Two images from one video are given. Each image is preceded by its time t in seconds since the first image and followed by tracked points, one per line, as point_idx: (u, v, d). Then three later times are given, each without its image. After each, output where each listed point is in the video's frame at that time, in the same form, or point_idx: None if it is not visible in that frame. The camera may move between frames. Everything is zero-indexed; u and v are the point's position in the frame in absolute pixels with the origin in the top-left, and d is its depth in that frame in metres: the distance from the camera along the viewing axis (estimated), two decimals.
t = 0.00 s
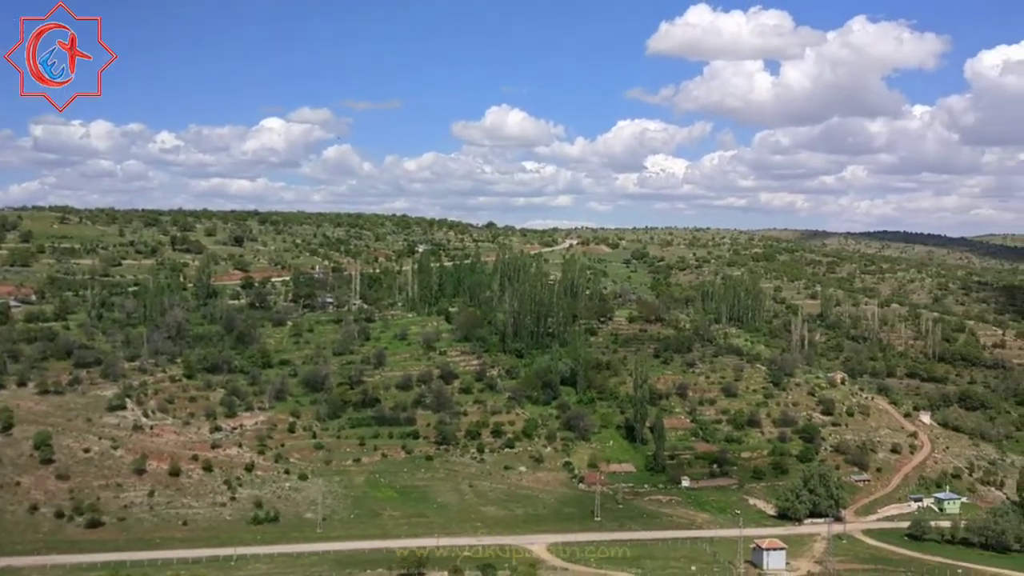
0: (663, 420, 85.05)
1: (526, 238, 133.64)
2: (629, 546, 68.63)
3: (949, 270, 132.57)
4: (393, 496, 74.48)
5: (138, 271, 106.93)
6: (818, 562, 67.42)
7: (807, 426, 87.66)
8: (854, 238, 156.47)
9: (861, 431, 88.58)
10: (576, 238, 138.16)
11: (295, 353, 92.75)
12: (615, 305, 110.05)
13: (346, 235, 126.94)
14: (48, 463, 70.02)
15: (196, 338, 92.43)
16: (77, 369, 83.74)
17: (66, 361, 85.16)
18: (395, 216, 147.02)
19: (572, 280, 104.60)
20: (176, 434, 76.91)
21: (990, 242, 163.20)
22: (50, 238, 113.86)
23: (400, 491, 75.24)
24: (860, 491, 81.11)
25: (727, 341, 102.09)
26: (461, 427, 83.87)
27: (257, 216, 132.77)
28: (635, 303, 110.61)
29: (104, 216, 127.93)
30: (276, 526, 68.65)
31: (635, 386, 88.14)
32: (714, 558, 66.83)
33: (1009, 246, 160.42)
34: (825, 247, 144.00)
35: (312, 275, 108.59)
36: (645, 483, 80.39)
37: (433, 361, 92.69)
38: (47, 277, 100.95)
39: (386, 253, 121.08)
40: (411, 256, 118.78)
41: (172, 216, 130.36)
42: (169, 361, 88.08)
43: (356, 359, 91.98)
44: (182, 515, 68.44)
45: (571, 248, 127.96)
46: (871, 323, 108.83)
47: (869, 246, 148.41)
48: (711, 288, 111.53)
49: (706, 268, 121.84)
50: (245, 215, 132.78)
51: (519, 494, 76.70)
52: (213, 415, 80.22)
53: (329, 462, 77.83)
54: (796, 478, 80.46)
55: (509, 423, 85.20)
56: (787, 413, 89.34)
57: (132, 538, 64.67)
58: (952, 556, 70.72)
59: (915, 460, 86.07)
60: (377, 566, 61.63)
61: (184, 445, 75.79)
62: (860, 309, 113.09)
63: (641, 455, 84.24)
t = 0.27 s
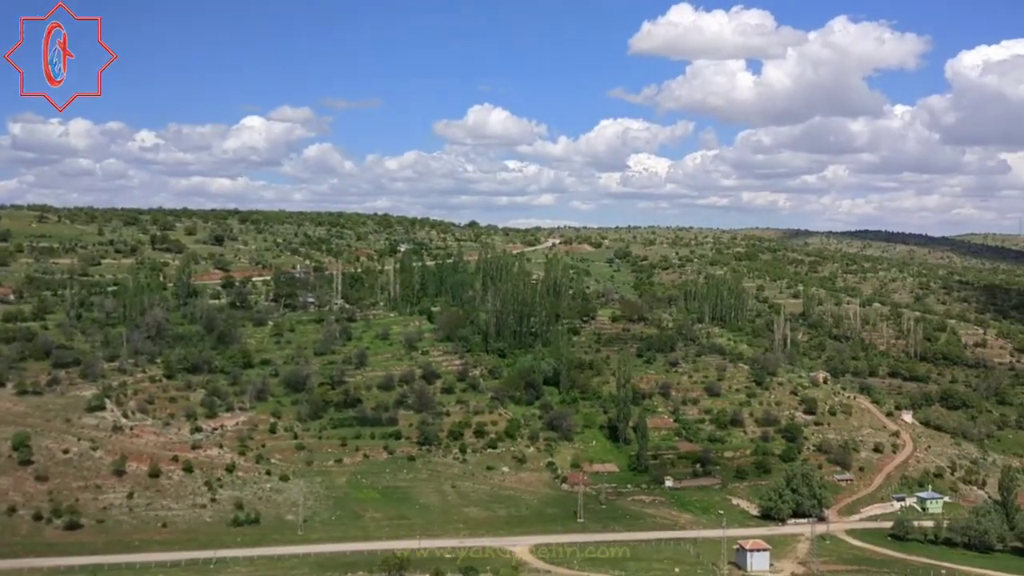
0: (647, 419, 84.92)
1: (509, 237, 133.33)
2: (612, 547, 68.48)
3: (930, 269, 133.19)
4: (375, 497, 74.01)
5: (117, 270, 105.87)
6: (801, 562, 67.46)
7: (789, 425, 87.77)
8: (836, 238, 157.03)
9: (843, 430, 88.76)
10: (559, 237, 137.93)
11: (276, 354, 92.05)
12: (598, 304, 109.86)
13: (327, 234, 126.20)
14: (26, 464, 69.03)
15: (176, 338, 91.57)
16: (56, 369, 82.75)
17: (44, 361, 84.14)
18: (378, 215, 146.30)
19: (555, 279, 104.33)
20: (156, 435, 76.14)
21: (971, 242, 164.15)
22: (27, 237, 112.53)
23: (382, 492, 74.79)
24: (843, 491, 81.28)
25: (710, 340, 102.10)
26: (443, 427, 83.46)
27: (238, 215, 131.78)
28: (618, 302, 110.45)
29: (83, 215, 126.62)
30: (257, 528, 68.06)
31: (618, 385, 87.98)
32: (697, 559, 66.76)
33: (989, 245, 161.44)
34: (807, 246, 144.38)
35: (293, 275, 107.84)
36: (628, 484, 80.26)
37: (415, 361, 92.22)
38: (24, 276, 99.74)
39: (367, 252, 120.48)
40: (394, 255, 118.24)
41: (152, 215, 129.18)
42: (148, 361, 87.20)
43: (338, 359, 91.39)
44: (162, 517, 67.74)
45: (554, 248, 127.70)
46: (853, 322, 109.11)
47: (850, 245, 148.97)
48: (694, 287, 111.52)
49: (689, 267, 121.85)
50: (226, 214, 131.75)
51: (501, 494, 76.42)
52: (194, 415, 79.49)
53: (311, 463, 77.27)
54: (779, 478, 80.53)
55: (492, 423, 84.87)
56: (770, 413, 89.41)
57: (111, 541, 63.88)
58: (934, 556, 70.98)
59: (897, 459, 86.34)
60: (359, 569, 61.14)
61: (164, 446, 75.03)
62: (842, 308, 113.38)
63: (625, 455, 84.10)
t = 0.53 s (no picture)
0: (642, 419, 84.98)
1: (505, 237, 133.38)
2: (608, 547, 68.54)
3: (926, 269, 133.41)
4: (371, 497, 74.02)
5: (113, 271, 105.80)
6: (797, 562, 67.55)
7: (785, 425, 87.88)
8: (831, 237, 157.24)
9: (839, 430, 88.90)
10: (555, 237, 137.98)
11: (272, 354, 92.03)
12: (594, 305, 109.92)
13: (323, 234, 126.17)
14: (21, 465, 68.96)
15: (172, 338, 91.53)
16: (51, 370, 82.69)
17: (39, 362, 84.06)
18: (373, 215, 146.24)
19: (551, 279, 104.38)
20: (152, 435, 76.10)
21: (966, 241, 164.49)
22: (23, 237, 112.42)
23: (377, 492, 74.81)
24: (838, 491, 81.40)
25: (706, 340, 102.19)
26: (439, 427, 83.50)
27: (233, 215, 131.72)
28: (614, 303, 110.51)
29: (78, 215, 126.50)
30: (253, 529, 68.04)
31: (614, 385, 88.07)
32: (692, 559, 66.79)
33: (984, 245, 161.80)
34: (802, 246, 144.53)
35: (288, 275, 107.81)
36: (624, 484, 80.34)
37: (411, 362, 92.23)
38: (20, 277, 99.67)
39: (363, 252, 120.48)
40: (389, 256, 118.24)
41: (148, 216, 129.06)
42: (144, 362, 87.17)
43: (334, 359, 91.39)
44: (158, 517, 67.71)
45: (550, 248, 127.73)
46: (848, 322, 109.23)
47: (845, 245, 149.15)
48: (690, 287, 111.62)
49: (685, 267, 121.95)
50: (222, 214, 131.69)
51: (497, 494, 76.48)
52: (189, 416, 79.46)
53: (307, 463, 77.27)
54: (774, 478, 80.64)
55: (488, 423, 84.91)
56: (765, 413, 89.52)
57: (107, 541, 63.84)
58: (929, 555, 71.14)
59: (892, 459, 86.47)
60: (354, 569, 61.12)
61: (159, 446, 74.99)
62: (838, 308, 113.52)
63: (620, 455, 84.18)
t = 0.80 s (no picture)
0: (642, 419, 84.98)
1: (505, 237, 133.37)
2: (608, 547, 68.55)
3: (925, 269, 133.42)
4: (371, 497, 74.03)
5: (113, 271, 105.80)
6: (797, 561, 67.57)
7: (785, 425, 87.87)
8: (831, 237, 157.21)
9: (839, 430, 88.91)
10: (555, 237, 137.97)
11: (272, 354, 92.02)
12: (594, 305, 109.88)
13: (323, 234, 126.15)
14: (21, 465, 68.94)
15: (172, 338, 91.52)
16: (51, 370, 82.69)
17: (39, 362, 84.05)
18: (373, 215, 146.19)
19: (551, 279, 104.33)
20: (152, 435, 76.11)
21: (966, 241, 164.50)
22: (23, 237, 112.42)
23: (377, 492, 74.83)
24: (838, 490, 81.44)
25: (706, 340, 102.15)
26: (439, 427, 83.50)
27: (233, 215, 131.69)
28: (614, 303, 110.46)
29: (78, 215, 126.48)
30: (252, 529, 68.04)
31: (614, 385, 88.07)
32: (692, 559, 66.80)
33: (984, 245, 161.85)
34: (802, 246, 144.51)
35: (288, 275, 107.77)
36: (624, 483, 80.36)
37: (411, 362, 92.20)
38: (20, 277, 99.66)
39: (363, 252, 120.47)
40: (389, 255, 118.22)
41: (148, 216, 129.03)
42: (144, 362, 87.17)
43: (334, 359, 91.38)
44: (158, 517, 67.72)
45: (550, 248, 127.70)
46: (848, 322, 109.18)
47: (845, 245, 149.13)
48: (690, 287, 111.59)
49: (685, 267, 121.93)
50: (222, 214, 131.67)
51: (497, 494, 76.51)
52: (189, 416, 79.47)
53: (307, 463, 77.28)
54: (774, 478, 80.66)
55: (487, 423, 84.91)
56: (765, 413, 89.52)
57: (107, 541, 63.84)
58: (929, 555, 71.14)
59: (892, 459, 86.47)
60: (354, 569, 61.13)
61: (159, 446, 75.00)
62: (838, 308, 113.49)
63: (620, 455, 84.19)
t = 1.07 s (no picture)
0: (640, 419, 84.48)
1: (501, 237, 132.65)
2: (606, 547, 67.92)
3: (921, 270, 133.28)
4: (366, 498, 73.26)
5: (104, 270, 104.74)
6: (795, 561, 67.10)
7: (782, 425, 87.47)
8: (828, 238, 156.97)
9: (837, 430, 88.54)
10: (552, 237, 137.32)
11: (266, 354, 91.12)
12: (591, 304, 109.20)
13: (317, 233, 125.21)
14: (12, 465, 67.94)
15: (165, 338, 90.54)
16: (42, 369, 81.64)
17: (30, 361, 83.00)
18: (368, 215, 145.25)
19: (549, 278, 103.59)
20: (144, 436, 75.18)
21: (961, 242, 164.55)
22: (14, 236, 111.24)
23: (373, 493, 74.05)
24: (835, 490, 81.11)
25: (704, 340, 101.63)
26: (435, 427, 82.73)
27: (227, 214, 130.66)
28: (612, 302, 109.83)
29: (70, 214, 125.32)
30: (247, 530, 67.19)
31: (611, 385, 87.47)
32: (691, 559, 66.23)
33: (979, 245, 161.95)
34: (799, 246, 144.21)
35: (282, 274, 106.82)
36: (622, 483, 79.78)
37: (407, 361, 91.38)
38: (11, 276, 98.54)
39: (358, 251, 119.56)
40: (385, 255, 117.35)
41: (140, 215, 127.92)
42: (137, 361, 86.20)
43: (329, 359, 90.54)
44: (150, 518, 66.81)
45: (546, 248, 127.03)
46: (846, 322, 108.86)
47: (842, 245, 148.91)
48: (687, 287, 111.08)
49: (682, 267, 121.45)
50: (215, 213, 130.63)
51: (494, 495, 75.83)
52: (182, 416, 78.57)
53: (301, 464, 76.44)
54: (772, 478, 80.23)
55: (484, 423, 84.19)
56: (763, 413, 89.10)
57: (99, 542, 62.90)
58: (928, 555, 70.78)
59: (889, 459, 86.18)
60: (350, 569, 60.33)
61: (152, 447, 74.08)
62: (835, 308, 113.14)
63: (618, 455, 83.62)
